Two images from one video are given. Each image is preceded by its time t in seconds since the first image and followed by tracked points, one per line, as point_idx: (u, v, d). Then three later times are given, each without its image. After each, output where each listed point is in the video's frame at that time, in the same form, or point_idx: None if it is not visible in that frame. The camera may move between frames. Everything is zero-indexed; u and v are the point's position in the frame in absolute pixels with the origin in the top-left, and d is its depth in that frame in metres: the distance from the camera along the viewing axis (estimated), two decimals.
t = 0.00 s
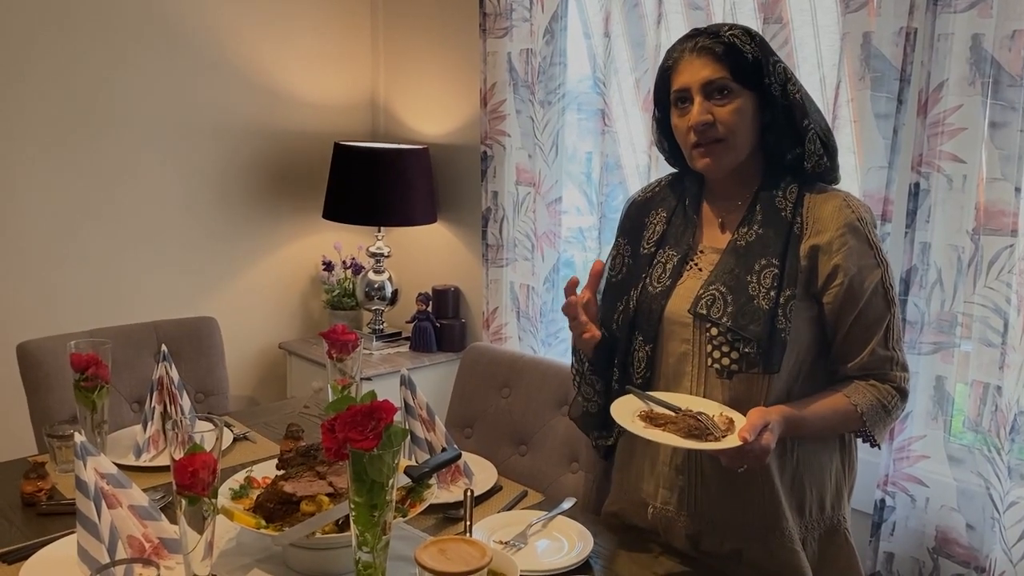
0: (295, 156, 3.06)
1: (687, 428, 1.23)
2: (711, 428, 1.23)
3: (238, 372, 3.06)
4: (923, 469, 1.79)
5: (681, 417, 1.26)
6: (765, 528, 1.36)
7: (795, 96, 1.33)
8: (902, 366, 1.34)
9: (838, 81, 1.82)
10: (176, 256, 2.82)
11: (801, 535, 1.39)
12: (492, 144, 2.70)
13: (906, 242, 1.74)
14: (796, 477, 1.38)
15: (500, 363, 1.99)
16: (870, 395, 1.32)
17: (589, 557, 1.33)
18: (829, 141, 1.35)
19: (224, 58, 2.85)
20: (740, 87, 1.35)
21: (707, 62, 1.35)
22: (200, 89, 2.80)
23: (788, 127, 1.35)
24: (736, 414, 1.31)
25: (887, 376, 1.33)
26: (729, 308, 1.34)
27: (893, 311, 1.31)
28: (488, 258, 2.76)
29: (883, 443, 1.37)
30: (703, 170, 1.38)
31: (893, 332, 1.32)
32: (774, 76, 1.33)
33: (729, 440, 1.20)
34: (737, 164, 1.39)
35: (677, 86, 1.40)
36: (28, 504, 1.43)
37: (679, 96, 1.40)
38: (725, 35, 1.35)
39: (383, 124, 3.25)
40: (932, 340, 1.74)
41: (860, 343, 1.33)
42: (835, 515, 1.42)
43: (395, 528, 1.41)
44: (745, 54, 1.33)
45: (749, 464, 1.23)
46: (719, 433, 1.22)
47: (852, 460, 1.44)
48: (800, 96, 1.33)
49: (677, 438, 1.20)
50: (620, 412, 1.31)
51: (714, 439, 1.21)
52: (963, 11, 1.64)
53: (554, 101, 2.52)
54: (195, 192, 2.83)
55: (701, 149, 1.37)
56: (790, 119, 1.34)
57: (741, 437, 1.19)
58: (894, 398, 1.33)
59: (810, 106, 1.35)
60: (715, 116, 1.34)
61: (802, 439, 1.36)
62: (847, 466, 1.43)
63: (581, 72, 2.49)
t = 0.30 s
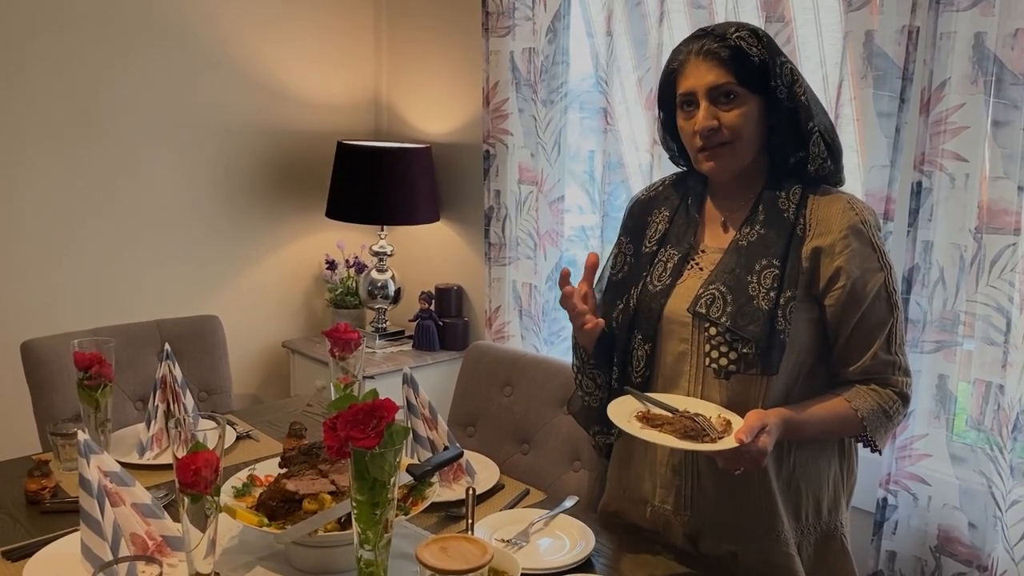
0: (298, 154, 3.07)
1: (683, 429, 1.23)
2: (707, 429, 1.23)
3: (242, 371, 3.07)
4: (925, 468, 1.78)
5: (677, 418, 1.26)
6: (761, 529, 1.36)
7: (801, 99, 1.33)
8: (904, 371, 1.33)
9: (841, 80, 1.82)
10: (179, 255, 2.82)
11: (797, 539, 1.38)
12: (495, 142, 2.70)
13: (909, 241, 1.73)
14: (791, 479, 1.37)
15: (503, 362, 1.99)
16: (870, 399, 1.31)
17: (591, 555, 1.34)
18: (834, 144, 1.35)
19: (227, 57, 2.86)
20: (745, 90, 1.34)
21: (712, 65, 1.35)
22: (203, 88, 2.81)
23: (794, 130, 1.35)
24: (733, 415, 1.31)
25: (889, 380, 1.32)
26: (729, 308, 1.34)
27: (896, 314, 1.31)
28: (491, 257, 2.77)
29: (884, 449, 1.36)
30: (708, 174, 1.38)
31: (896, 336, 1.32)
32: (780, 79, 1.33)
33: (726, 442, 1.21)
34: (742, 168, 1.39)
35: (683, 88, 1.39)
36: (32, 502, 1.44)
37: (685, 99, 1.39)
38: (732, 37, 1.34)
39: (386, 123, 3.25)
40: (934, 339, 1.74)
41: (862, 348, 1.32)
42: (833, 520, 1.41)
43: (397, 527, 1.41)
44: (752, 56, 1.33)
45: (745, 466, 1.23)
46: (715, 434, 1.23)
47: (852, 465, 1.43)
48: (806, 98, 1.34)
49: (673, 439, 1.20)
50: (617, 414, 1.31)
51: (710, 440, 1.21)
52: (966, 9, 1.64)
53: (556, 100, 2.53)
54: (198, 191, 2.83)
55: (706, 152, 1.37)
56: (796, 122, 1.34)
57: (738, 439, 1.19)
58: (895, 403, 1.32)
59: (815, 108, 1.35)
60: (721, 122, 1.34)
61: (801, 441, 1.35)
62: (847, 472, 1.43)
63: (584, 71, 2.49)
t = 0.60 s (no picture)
0: (302, 153, 3.08)
1: (679, 429, 1.23)
2: (703, 429, 1.23)
3: (246, 368, 3.07)
4: (927, 465, 1.78)
5: (673, 418, 1.26)
6: (758, 530, 1.36)
7: (807, 93, 1.35)
8: (897, 371, 1.34)
9: (843, 77, 1.82)
10: (183, 253, 2.83)
11: (793, 539, 1.38)
12: (498, 141, 2.71)
13: (911, 238, 1.73)
14: (786, 479, 1.37)
15: (505, 360, 2.00)
16: (863, 399, 1.31)
17: (592, 551, 1.34)
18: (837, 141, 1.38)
19: (231, 55, 2.87)
20: (751, 73, 1.34)
21: (722, 45, 1.35)
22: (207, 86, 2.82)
23: (798, 124, 1.36)
24: (728, 415, 1.31)
25: (882, 380, 1.33)
26: (724, 304, 1.34)
27: (890, 314, 1.31)
28: (494, 255, 2.77)
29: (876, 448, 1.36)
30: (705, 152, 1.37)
31: (890, 336, 1.32)
32: (788, 67, 1.34)
33: (721, 443, 1.20)
34: (742, 152, 1.38)
35: (688, 66, 1.39)
36: (36, 498, 1.45)
37: (689, 78, 1.39)
38: (743, 24, 1.36)
39: (390, 121, 3.26)
40: (937, 336, 1.74)
41: (855, 348, 1.33)
42: (830, 519, 1.41)
43: (398, 523, 1.42)
44: (761, 42, 1.34)
45: (741, 466, 1.23)
46: (711, 434, 1.23)
47: (847, 464, 1.43)
48: (811, 91, 1.36)
49: (669, 439, 1.20)
50: (612, 413, 1.31)
51: (706, 440, 1.21)
52: (969, 6, 1.63)
53: (559, 98, 2.53)
54: (202, 189, 2.84)
55: (709, 133, 1.36)
56: (801, 116, 1.35)
57: (734, 440, 1.19)
58: (889, 403, 1.33)
59: (819, 102, 1.36)
60: (724, 100, 1.33)
61: (796, 442, 1.35)
62: (842, 470, 1.43)
63: (587, 69, 2.49)
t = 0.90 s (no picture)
0: (307, 149, 3.09)
1: (680, 433, 1.23)
2: (704, 433, 1.23)
3: (252, 364, 3.09)
4: (930, 462, 1.78)
5: (673, 422, 1.27)
6: (760, 527, 1.36)
7: (789, 90, 1.35)
8: (894, 362, 1.34)
9: (847, 74, 1.81)
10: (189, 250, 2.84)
11: (796, 534, 1.39)
12: (502, 138, 2.71)
13: (914, 234, 1.73)
14: (788, 474, 1.38)
15: (508, 356, 2.00)
16: (861, 392, 1.32)
17: (594, 547, 1.35)
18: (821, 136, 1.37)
19: (237, 51, 2.88)
20: (732, 77, 1.34)
21: (700, 52, 1.35)
22: (212, 82, 2.83)
23: (783, 121, 1.36)
24: (727, 415, 1.32)
25: (880, 373, 1.32)
26: (720, 306, 1.34)
27: (884, 306, 1.31)
28: (498, 252, 2.78)
29: (874, 438, 1.36)
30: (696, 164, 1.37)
31: (885, 328, 1.32)
32: (768, 68, 1.34)
33: (722, 445, 1.20)
34: (730, 157, 1.39)
35: (670, 75, 1.39)
36: (42, 492, 1.46)
37: (671, 87, 1.40)
38: (719, 25, 1.35)
39: (395, 118, 3.27)
40: (940, 333, 1.74)
41: (851, 342, 1.33)
42: (830, 512, 1.42)
43: (401, 517, 1.43)
44: (739, 43, 1.33)
45: (742, 467, 1.22)
46: (712, 437, 1.23)
47: (846, 456, 1.44)
48: (793, 87, 1.35)
49: (670, 443, 1.21)
50: (613, 417, 1.32)
51: (707, 443, 1.22)
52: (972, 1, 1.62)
53: (563, 94, 2.53)
54: (208, 185, 2.85)
55: (696, 143, 1.36)
56: (784, 112, 1.35)
57: (735, 442, 1.19)
58: (886, 394, 1.33)
59: (802, 99, 1.36)
60: (709, 109, 1.34)
61: (796, 438, 1.36)
62: (841, 463, 1.44)
63: (591, 65, 2.50)
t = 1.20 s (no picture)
0: (312, 146, 3.10)
1: (675, 425, 1.25)
2: (699, 425, 1.24)
3: (257, 360, 3.11)
4: (931, 458, 1.79)
5: (669, 414, 1.28)
6: (759, 520, 1.37)
7: (782, 89, 1.35)
8: (892, 358, 1.34)
9: (850, 70, 1.81)
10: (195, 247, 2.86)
11: (794, 528, 1.39)
12: (506, 135, 2.72)
13: (915, 231, 1.73)
14: (786, 468, 1.38)
15: (511, 352, 2.01)
16: (858, 387, 1.32)
17: (595, 541, 1.36)
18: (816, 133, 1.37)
19: (242, 48, 2.89)
20: (723, 82, 1.35)
21: (690, 59, 1.36)
22: (218, 79, 2.84)
23: (777, 120, 1.36)
24: (726, 410, 1.32)
25: (878, 368, 1.33)
26: (716, 302, 1.35)
27: (882, 302, 1.31)
28: (502, 249, 2.79)
29: (874, 434, 1.36)
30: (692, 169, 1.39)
31: (882, 323, 1.32)
32: (760, 70, 1.34)
33: (717, 438, 1.21)
34: (724, 162, 1.40)
35: (663, 84, 1.40)
36: (49, 485, 1.48)
37: (664, 93, 1.41)
38: (709, 29, 1.35)
39: (400, 115, 3.28)
40: (942, 329, 1.74)
41: (848, 337, 1.33)
42: (828, 506, 1.43)
43: (404, 511, 1.45)
44: (729, 47, 1.34)
45: (737, 461, 1.24)
46: (707, 429, 1.24)
47: (844, 452, 1.45)
48: (786, 86, 1.35)
49: (666, 436, 1.21)
50: (610, 411, 1.33)
51: (702, 436, 1.23)
52: None
53: (567, 91, 2.54)
54: (213, 182, 2.87)
55: (690, 147, 1.38)
56: (778, 111, 1.35)
57: (730, 434, 1.20)
58: (885, 390, 1.33)
59: (796, 98, 1.36)
60: (701, 115, 1.35)
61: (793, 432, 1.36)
62: (840, 459, 1.44)
63: (595, 62, 2.50)
